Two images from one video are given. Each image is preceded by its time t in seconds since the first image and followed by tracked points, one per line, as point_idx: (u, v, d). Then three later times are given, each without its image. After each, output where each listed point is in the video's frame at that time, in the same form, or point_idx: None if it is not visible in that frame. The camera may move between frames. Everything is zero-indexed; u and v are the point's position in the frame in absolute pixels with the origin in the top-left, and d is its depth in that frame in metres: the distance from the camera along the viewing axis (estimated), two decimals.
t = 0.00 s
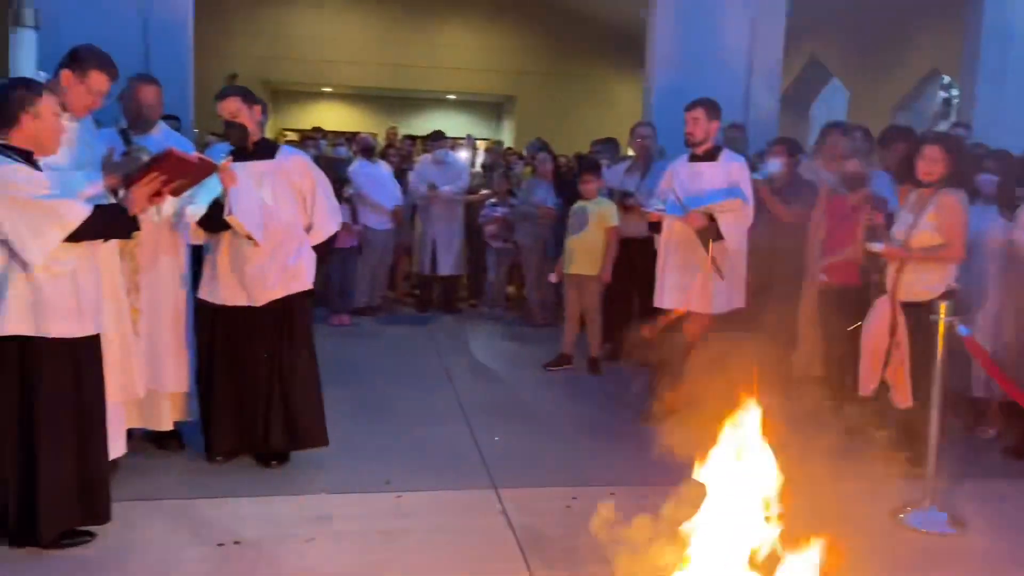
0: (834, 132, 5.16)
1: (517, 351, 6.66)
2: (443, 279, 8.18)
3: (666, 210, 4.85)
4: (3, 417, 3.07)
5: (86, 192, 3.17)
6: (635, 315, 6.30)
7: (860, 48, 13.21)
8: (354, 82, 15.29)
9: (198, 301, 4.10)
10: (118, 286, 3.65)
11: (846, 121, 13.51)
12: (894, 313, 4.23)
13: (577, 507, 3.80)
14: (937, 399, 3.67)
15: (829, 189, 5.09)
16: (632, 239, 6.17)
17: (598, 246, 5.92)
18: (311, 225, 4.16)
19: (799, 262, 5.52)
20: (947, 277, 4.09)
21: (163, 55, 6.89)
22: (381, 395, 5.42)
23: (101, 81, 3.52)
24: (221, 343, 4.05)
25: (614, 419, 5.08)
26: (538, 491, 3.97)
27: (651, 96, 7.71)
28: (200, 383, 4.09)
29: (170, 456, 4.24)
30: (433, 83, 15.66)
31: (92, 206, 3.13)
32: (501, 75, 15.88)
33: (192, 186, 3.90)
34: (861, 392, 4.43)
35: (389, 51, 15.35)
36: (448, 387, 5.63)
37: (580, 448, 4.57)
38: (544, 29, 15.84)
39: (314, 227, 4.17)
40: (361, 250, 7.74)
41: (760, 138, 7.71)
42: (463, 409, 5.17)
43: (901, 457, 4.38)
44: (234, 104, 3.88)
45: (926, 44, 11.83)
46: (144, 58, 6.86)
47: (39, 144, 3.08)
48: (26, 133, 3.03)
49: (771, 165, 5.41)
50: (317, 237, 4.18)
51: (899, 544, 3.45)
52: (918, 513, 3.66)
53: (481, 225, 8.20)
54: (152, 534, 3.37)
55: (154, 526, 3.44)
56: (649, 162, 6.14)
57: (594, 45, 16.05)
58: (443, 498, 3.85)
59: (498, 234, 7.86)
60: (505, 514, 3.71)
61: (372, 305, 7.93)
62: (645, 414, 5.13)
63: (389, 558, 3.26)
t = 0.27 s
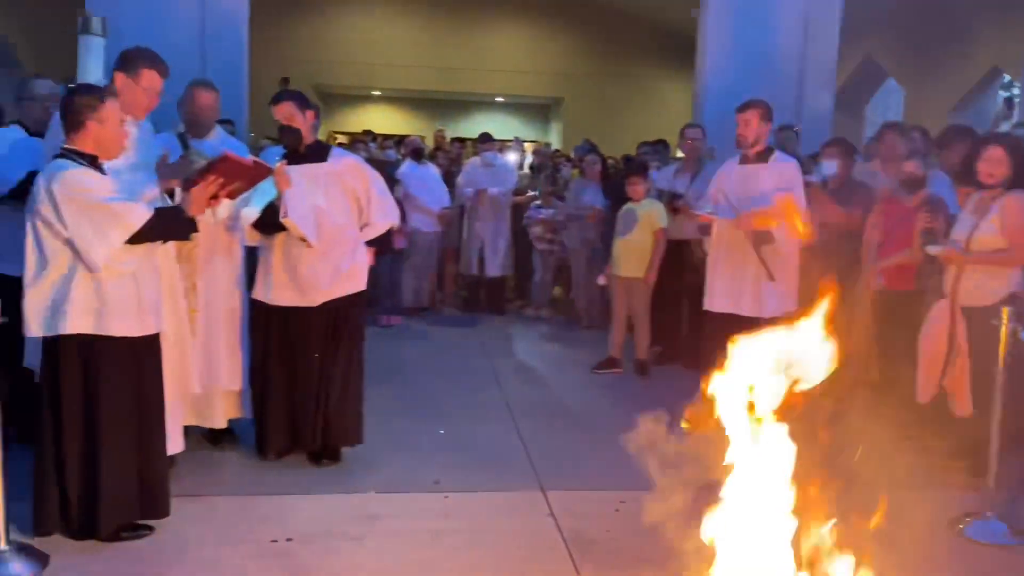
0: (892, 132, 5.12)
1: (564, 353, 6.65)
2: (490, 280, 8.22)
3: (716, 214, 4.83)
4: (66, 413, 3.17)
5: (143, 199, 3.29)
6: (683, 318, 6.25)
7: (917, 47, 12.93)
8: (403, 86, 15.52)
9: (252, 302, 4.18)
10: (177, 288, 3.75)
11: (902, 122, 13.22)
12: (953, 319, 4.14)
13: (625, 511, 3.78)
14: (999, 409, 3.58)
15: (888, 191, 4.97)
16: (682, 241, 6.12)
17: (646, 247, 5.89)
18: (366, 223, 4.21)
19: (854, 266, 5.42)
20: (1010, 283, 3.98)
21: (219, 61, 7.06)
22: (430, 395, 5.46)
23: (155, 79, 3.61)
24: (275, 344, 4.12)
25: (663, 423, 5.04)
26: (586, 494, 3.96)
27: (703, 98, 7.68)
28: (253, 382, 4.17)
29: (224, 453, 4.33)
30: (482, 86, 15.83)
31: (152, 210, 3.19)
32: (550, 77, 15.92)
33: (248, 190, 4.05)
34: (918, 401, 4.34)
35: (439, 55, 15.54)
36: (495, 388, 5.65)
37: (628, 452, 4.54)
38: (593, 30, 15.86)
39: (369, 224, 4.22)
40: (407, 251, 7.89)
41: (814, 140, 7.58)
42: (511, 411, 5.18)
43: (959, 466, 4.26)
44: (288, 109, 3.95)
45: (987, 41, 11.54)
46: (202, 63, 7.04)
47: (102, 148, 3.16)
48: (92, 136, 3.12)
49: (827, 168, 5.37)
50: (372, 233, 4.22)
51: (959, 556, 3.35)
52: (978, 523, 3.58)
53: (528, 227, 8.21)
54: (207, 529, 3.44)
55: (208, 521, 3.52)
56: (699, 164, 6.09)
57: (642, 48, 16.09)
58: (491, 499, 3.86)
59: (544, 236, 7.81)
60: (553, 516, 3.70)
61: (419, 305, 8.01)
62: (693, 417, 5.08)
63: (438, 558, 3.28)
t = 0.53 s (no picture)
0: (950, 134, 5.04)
1: (610, 356, 6.62)
2: (536, 282, 8.22)
3: (767, 216, 4.68)
4: (124, 410, 3.25)
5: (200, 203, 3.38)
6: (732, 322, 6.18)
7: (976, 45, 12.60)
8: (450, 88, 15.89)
9: (303, 303, 4.24)
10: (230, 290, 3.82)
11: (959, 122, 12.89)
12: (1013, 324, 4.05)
13: (672, 516, 3.75)
14: None
15: (946, 193, 4.84)
16: (730, 244, 6.05)
17: (694, 248, 5.86)
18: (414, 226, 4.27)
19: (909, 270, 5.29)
20: None
21: (271, 65, 7.19)
22: (476, 396, 5.48)
23: (200, 79, 3.66)
24: (325, 345, 4.17)
25: (711, 428, 4.98)
26: (633, 498, 3.93)
27: (751, 103, 7.57)
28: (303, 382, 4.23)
29: (275, 451, 4.40)
30: (528, 87, 16.07)
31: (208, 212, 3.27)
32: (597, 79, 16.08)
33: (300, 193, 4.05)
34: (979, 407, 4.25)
35: (486, 57, 15.86)
36: (540, 391, 5.64)
37: (675, 456, 4.50)
38: (638, 31, 15.95)
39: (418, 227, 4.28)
40: (453, 253, 7.95)
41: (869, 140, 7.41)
42: (557, 413, 5.17)
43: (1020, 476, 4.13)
44: (339, 113, 4.00)
45: None
46: (254, 67, 7.18)
47: (160, 152, 3.25)
48: (150, 141, 3.20)
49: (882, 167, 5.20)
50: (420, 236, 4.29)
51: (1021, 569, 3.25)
52: None
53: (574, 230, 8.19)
54: (258, 527, 3.50)
55: (259, 519, 3.58)
56: (749, 165, 6.01)
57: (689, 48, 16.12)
58: (537, 502, 3.86)
59: (590, 239, 7.83)
60: (599, 520, 3.68)
61: (465, 307, 8.08)
62: (742, 422, 5.01)
63: (485, 559, 3.29)
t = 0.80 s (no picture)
0: (1010, 133, 4.77)
1: (653, 359, 6.57)
2: (579, 285, 8.19)
3: (817, 218, 4.66)
4: (176, 407, 3.31)
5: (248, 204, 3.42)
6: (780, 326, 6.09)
7: None
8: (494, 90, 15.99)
9: (349, 304, 4.28)
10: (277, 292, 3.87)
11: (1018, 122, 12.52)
12: None
13: (718, 522, 3.69)
14: None
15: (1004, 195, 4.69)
16: (778, 247, 5.95)
17: (740, 252, 5.74)
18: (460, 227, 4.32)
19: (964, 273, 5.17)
20: None
21: (318, 69, 7.29)
22: (519, 399, 5.49)
23: (245, 82, 3.72)
24: (371, 346, 4.21)
25: (757, 433, 4.90)
26: (678, 504, 3.89)
27: (800, 104, 7.51)
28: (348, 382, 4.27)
29: (320, 451, 4.45)
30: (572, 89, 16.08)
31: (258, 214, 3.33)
32: (642, 80, 16.13)
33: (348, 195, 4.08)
34: None
35: (530, 61, 15.94)
36: (584, 394, 5.62)
37: (721, 462, 4.43)
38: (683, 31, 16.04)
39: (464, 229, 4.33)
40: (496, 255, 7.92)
41: (922, 141, 7.23)
42: (600, 416, 5.15)
43: None
44: (386, 116, 4.03)
45: None
46: (303, 72, 7.29)
47: (212, 155, 3.31)
48: (202, 144, 3.26)
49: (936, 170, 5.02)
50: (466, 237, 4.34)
51: None
52: None
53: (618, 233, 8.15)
54: (304, 525, 3.54)
55: (305, 517, 3.62)
56: (797, 166, 5.92)
57: (735, 49, 16.10)
58: (582, 505, 3.84)
59: (635, 241, 7.75)
60: (644, 525, 3.65)
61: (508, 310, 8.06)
62: (790, 428, 4.93)
63: (529, 561, 3.28)
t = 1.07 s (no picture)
0: None
1: (694, 363, 6.50)
2: (619, 287, 8.15)
3: (864, 222, 4.49)
4: (222, 405, 3.37)
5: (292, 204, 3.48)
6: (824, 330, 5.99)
7: None
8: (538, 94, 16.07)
9: (390, 304, 4.32)
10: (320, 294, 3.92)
11: None
12: None
13: (760, 529, 3.64)
14: None
15: None
16: (823, 250, 5.86)
17: (783, 254, 5.68)
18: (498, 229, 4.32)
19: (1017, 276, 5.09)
20: None
21: (360, 71, 7.36)
22: (558, 401, 5.47)
23: (290, 83, 3.77)
24: (411, 346, 4.24)
25: (800, 439, 4.83)
26: (720, 509, 3.84)
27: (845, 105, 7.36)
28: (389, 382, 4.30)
29: (361, 450, 4.49)
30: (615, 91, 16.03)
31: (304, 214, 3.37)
32: (685, 82, 16.08)
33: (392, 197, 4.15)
34: None
35: (574, 64, 15.92)
36: (624, 397, 5.59)
37: (764, 468, 4.37)
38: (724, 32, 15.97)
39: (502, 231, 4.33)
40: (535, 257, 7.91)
41: (973, 144, 7.06)
42: (640, 420, 5.11)
43: None
44: (428, 119, 4.07)
45: None
46: (346, 75, 7.37)
47: (256, 157, 3.35)
48: (248, 146, 3.32)
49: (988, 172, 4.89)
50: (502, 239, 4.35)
51: None
52: None
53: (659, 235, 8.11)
54: (345, 524, 3.57)
55: (347, 517, 3.65)
56: (842, 167, 5.82)
57: (776, 47, 15.93)
58: (622, 509, 3.82)
59: (679, 243, 7.76)
60: (685, 530, 3.61)
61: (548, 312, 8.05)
62: (835, 434, 4.84)
63: (570, 565, 3.27)
